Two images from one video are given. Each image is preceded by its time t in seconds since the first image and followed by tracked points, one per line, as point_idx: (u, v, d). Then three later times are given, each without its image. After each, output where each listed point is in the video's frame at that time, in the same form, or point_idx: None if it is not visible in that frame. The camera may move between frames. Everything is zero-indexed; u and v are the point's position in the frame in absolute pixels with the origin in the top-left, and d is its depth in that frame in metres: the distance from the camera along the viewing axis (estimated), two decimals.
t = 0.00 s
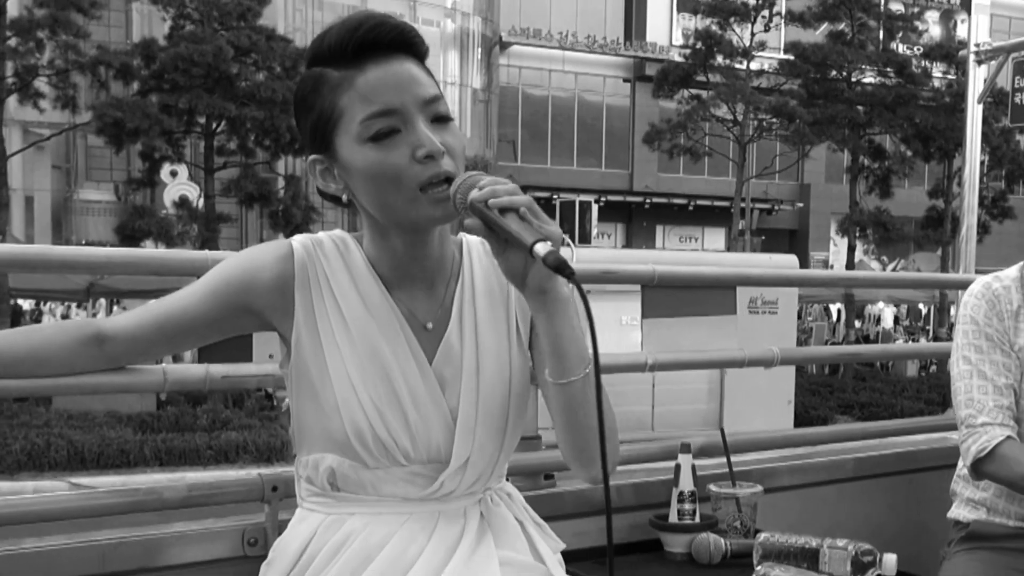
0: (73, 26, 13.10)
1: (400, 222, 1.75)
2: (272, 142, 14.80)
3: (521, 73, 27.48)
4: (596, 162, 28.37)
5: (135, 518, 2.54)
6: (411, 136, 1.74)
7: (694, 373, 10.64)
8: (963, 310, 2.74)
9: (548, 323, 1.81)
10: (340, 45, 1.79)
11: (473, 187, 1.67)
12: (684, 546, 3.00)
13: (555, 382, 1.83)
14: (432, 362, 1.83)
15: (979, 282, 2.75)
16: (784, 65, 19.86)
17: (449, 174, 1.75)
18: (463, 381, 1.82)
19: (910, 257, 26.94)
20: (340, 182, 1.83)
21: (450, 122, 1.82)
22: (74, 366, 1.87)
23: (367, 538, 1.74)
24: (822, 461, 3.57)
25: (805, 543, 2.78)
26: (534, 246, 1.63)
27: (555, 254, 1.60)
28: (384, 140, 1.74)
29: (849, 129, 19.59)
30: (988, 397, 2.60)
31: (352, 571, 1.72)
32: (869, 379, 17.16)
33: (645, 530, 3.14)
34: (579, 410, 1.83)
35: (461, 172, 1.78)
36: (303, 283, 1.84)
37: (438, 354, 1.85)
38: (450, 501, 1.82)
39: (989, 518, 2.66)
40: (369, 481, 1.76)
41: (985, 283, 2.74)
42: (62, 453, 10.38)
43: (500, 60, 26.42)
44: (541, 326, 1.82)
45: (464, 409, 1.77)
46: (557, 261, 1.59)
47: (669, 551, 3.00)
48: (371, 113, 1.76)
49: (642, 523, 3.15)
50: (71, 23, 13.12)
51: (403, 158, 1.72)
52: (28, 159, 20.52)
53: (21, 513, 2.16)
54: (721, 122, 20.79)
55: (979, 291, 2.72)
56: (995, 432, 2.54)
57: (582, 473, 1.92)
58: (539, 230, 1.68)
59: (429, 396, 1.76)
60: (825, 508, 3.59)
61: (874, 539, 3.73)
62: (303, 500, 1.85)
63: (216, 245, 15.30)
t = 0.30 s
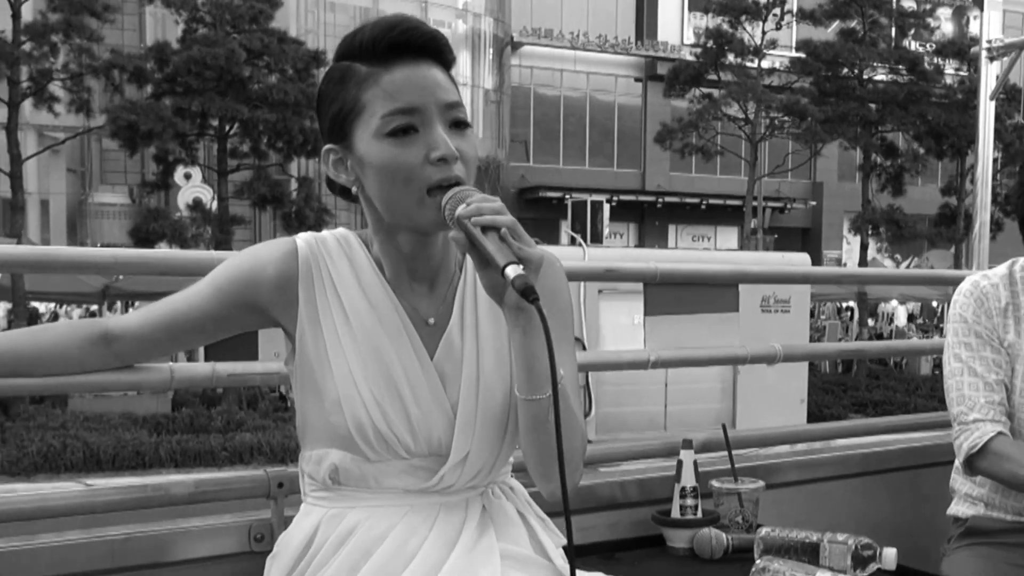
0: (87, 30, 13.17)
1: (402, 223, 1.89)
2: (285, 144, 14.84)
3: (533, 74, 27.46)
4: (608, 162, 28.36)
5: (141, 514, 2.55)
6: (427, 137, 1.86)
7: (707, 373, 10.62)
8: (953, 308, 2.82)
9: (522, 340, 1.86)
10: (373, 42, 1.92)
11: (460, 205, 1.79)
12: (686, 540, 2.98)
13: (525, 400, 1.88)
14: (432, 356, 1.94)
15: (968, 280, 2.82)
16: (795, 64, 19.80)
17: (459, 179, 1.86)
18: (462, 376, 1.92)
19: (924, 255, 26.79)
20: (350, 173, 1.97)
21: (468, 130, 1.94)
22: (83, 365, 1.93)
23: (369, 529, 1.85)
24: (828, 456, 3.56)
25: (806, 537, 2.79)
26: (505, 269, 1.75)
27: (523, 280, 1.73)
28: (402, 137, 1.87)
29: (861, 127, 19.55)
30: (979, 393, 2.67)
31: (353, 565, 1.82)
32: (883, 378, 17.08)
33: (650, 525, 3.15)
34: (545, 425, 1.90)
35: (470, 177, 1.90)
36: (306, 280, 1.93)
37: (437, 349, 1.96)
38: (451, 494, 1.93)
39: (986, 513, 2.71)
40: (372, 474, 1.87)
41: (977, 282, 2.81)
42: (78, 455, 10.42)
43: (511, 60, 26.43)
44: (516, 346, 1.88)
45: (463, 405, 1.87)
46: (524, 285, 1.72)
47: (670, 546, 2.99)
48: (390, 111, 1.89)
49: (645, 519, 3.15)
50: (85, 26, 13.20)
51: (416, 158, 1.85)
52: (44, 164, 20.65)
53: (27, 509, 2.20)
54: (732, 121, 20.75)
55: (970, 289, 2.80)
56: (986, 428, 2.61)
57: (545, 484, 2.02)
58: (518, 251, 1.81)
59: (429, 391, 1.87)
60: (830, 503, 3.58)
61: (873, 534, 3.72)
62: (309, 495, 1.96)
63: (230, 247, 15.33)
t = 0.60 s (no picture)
0: (99, 34, 13.23)
1: (414, 222, 1.94)
2: (297, 146, 14.89)
3: (543, 74, 27.43)
4: (620, 162, 28.32)
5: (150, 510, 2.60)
6: (450, 143, 1.93)
7: (720, 371, 10.57)
8: (952, 303, 2.89)
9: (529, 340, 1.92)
10: (414, 42, 2.00)
11: (477, 207, 1.84)
12: (689, 534, 3.12)
13: (528, 401, 1.94)
14: (435, 356, 1.99)
15: (967, 275, 2.90)
16: (805, 61, 19.73)
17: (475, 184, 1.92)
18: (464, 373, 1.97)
19: (937, 252, 26.68)
20: (367, 164, 2.03)
21: (488, 140, 2.02)
22: (89, 364, 1.95)
23: (372, 526, 1.89)
24: (829, 452, 3.67)
25: (807, 532, 2.92)
26: (523, 270, 1.80)
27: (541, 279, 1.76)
28: (426, 139, 1.93)
29: (872, 124, 19.45)
30: (979, 387, 2.73)
31: (356, 562, 1.87)
32: (896, 375, 16.99)
33: (653, 520, 3.29)
34: (549, 427, 1.95)
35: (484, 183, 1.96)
36: (310, 278, 1.96)
37: (440, 348, 2.01)
38: (451, 492, 1.97)
39: (989, 506, 2.81)
40: (375, 471, 1.92)
41: (974, 278, 2.88)
42: (93, 457, 10.48)
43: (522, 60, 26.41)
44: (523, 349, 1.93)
45: (466, 403, 1.90)
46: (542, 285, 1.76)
47: (674, 540, 3.13)
48: (416, 112, 1.95)
49: (649, 514, 3.29)
50: (97, 30, 13.24)
51: (436, 161, 1.91)
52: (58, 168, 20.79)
53: (36, 506, 2.24)
54: (743, 119, 20.69)
55: (968, 285, 2.87)
56: (987, 421, 2.67)
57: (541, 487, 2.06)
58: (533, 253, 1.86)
59: (432, 391, 1.91)
60: (832, 498, 3.68)
61: (876, 528, 3.84)
62: (313, 490, 2.00)
63: (243, 249, 15.39)
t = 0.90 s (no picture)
0: (119, 38, 13.28)
1: (432, 219, 1.98)
2: (315, 148, 14.96)
3: (560, 74, 27.43)
4: (637, 161, 28.29)
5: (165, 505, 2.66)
6: (472, 149, 1.96)
7: (738, 369, 10.52)
8: (962, 299, 2.98)
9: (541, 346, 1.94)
10: (450, 48, 2.04)
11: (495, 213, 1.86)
12: (697, 531, 3.15)
13: (539, 405, 1.97)
14: (443, 355, 2.01)
15: (975, 270, 2.98)
16: (822, 59, 19.64)
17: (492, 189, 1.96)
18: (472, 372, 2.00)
19: (956, 250, 26.51)
20: (387, 157, 2.07)
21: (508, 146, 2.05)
22: (105, 361, 2.00)
23: (381, 522, 1.91)
24: (839, 448, 3.76)
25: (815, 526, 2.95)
26: (542, 278, 1.81)
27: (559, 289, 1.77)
28: (449, 142, 1.96)
29: (890, 122, 19.31)
30: (988, 382, 2.84)
31: (364, 558, 1.89)
32: (914, 374, 16.88)
33: (662, 516, 3.31)
34: (558, 429, 1.98)
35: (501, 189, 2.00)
36: (319, 278, 1.99)
37: (447, 347, 2.04)
38: (459, 489, 2.00)
39: (997, 502, 2.87)
40: (383, 468, 1.95)
41: (982, 273, 2.98)
42: (115, 458, 10.56)
43: (538, 60, 26.42)
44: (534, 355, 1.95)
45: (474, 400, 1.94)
46: (560, 294, 1.77)
47: (682, 536, 3.15)
48: (443, 115, 1.98)
49: (657, 511, 3.32)
50: (117, 34, 13.32)
51: (457, 165, 1.95)
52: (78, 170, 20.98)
53: (51, 501, 2.29)
54: (760, 118, 20.63)
55: (977, 280, 2.96)
56: (996, 416, 2.77)
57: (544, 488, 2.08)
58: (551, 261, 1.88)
59: (441, 390, 1.94)
60: (842, 493, 3.77)
61: (887, 524, 3.91)
62: (324, 486, 2.03)
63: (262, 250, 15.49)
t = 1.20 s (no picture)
0: (135, 42, 13.36)
1: (438, 220, 2.01)
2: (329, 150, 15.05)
3: (574, 74, 27.43)
4: (650, 161, 28.28)
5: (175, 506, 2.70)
6: (485, 152, 2.01)
7: (753, 368, 10.45)
8: (970, 296, 3.01)
9: (540, 351, 1.96)
10: (479, 54, 2.10)
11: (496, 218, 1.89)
12: (705, 528, 3.16)
13: (538, 409, 1.99)
14: (446, 356, 2.05)
15: (983, 268, 3.00)
16: (835, 57, 19.60)
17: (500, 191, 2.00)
18: (475, 372, 2.03)
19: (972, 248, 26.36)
20: (403, 151, 2.12)
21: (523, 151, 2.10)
22: (116, 362, 2.06)
23: (385, 522, 1.94)
24: (847, 446, 3.75)
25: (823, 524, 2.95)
26: (538, 284, 1.83)
27: (554, 295, 1.80)
28: (465, 142, 2.02)
29: (904, 119, 19.23)
30: (995, 379, 2.87)
31: (369, 558, 1.91)
32: (930, 373, 16.79)
33: (670, 514, 3.33)
34: (558, 433, 2.00)
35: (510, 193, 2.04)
36: (323, 278, 2.03)
37: (451, 348, 2.07)
38: (465, 489, 2.03)
39: (1007, 499, 2.88)
40: (388, 468, 1.98)
41: (991, 269, 2.99)
42: (133, 460, 10.65)
43: (552, 61, 26.45)
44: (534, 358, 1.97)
45: (476, 401, 1.97)
46: (555, 300, 1.79)
47: (691, 534, 3.16)
48: (462, 115, 2.03)
49: (666, 508, 3.34)
50: (133, 39, 13.38)
51: (469, 165, 2.00)
52: (96, 175, 21.16)
53: (61, 501, 2.33)
54: (774, 117, 20.59)
55: (985, 277, 2.98)
56: (1003, 414, 2.80)
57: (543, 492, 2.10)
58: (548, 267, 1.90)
59: (443, 391, 1.97)
60: (850, 492, 3.77)
61: (896, 523, 3.92)
62: (330, 487, 2.06)
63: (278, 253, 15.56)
